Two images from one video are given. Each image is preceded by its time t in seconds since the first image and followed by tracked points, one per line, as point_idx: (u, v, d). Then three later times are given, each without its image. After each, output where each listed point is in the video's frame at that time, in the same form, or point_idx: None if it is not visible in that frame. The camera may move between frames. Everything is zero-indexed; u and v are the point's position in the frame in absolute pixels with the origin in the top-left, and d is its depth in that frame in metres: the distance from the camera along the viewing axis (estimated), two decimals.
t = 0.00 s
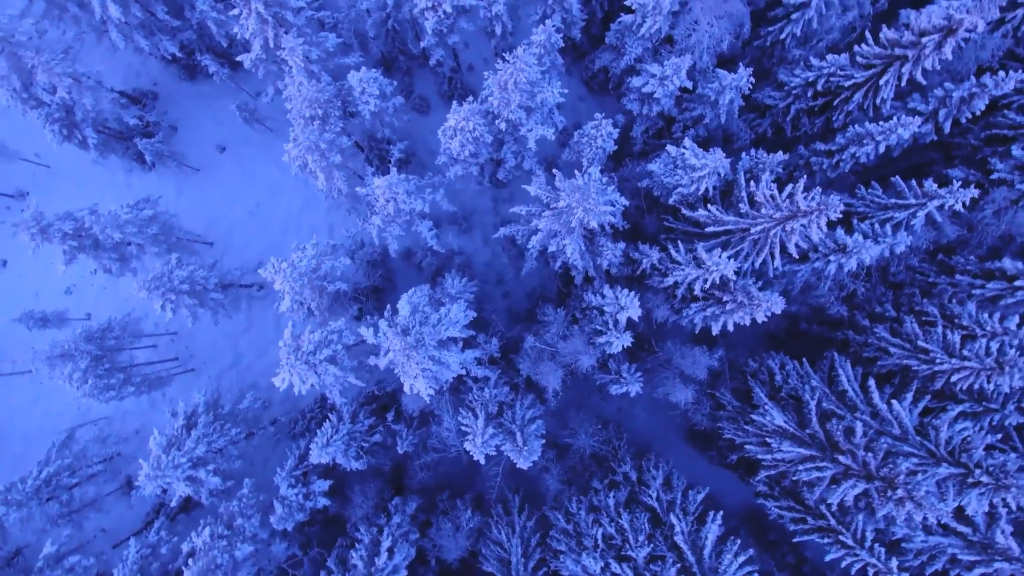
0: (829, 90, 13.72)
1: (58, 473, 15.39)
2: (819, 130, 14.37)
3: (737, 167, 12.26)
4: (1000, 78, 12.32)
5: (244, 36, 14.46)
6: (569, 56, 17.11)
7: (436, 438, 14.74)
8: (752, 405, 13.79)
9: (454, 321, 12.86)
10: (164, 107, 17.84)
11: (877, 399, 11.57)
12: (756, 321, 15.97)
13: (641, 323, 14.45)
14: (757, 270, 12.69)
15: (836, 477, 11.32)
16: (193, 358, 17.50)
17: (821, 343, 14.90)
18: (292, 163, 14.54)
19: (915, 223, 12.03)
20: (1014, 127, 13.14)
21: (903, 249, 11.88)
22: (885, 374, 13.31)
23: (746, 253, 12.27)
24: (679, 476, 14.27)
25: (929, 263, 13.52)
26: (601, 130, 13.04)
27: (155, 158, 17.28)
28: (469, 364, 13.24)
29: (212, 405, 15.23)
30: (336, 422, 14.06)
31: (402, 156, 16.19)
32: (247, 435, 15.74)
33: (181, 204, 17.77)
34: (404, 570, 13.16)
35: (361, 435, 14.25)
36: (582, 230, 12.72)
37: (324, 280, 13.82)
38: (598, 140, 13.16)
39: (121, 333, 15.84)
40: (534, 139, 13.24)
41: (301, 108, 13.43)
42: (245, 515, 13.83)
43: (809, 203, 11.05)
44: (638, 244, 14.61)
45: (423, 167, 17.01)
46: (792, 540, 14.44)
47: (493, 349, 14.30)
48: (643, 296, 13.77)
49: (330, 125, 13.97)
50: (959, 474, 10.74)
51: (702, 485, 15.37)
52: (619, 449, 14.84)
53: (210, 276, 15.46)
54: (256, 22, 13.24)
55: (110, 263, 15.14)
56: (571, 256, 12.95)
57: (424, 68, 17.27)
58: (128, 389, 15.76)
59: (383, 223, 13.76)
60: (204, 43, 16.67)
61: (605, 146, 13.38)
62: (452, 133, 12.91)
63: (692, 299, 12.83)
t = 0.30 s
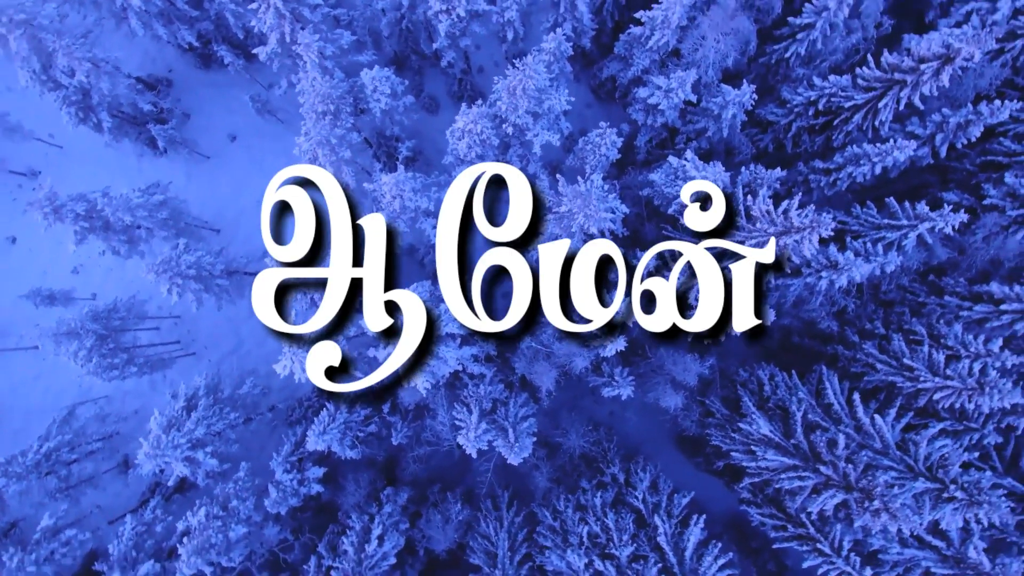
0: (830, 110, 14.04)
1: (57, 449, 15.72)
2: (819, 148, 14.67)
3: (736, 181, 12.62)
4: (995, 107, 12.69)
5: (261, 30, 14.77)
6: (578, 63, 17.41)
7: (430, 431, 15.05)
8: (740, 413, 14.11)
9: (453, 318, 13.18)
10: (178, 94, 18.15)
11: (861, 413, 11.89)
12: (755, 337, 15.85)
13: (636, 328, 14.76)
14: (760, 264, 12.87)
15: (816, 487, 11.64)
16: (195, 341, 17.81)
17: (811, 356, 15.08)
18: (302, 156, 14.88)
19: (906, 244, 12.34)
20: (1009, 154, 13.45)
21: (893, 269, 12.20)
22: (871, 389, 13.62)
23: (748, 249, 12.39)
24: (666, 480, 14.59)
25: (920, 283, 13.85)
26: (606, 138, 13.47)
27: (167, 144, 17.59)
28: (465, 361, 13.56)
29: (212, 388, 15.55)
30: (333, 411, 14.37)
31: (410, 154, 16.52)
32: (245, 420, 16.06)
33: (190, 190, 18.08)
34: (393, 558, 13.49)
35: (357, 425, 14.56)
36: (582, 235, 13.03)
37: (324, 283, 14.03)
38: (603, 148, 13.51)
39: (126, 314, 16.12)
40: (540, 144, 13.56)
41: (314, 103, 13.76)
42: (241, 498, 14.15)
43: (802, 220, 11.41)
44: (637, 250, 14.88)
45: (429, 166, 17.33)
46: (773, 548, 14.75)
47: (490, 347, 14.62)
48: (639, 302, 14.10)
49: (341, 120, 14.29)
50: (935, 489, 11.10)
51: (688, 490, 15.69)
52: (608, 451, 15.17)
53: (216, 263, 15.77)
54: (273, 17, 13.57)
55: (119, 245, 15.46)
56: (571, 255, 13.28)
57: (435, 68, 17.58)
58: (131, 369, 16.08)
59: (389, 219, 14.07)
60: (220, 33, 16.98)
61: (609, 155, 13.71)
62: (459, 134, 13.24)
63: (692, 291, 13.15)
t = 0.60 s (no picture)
0: (830, 131, 14.42)
1: (59, 421, 16.09)
2: (819, 167, 15.02)
3: (734, 196, 13.00)
4: (990, 137, 13.08)
5: (280, 23, 15.13)
6: (588, 71, 17.77)
7: (424, 423, 15.40)
8: (727, 422, 14.50)
9: (452, 314, 13.54)
10: (194, 80, 18.52)
11: (842, 427, 12.28)
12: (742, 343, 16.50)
13: (630, 334, 15.12)
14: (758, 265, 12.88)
15: (796, 496, 12.00)
16: (198, 324, 18.14)
17: (800, 370, 15.57)
18: (314, 148, 15.24)
19: (895, 266, 12.71)
20: (1002, 184, 13.79)
21: (880, 289, 12.58)
22: (856, 406, 13.98)
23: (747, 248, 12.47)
24: (651, 483, 14.96)
25: (909, 305, 14.22)
26: (610, 147, 13.75)
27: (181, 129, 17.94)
28: (462, 356, 13.91)
29: (213, 370, 15.91)
30: (331, 399, 14.72)
31: (419, 152, 16.87)
32: (244, 403, 16.42)
33: (201, 175, 18.42)
34: (381, 544, 13.79)
35: (353, 414, 14.90)
36: (582, 240, 13.39)
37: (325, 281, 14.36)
38: (607, 157, 13.87)
39: (133, 293, 16.45)
40: (546, 149, 13.92)
41: (328, 97, 14.12)
42: (236, 478, 14.50)
43: (795, 237, 11.79)
44: (636, 258, 15.27)
45: (437, 164, 17.69)
46: (753, 556, 15.11)
47: (486, 344, 14.98)
48: (634, 308, 14.46)
49: (354, 116, 14.64)
50: (909, 504, 11.49)
51: (673, 495, 16.05)
52: (597, 452, 15.54)
53: (224, 248, 16.13)
54: (294, 12, 13.94)
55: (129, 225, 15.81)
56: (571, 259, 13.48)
57: (447, 68, 17.95)
58: (135, 348, 16.42)
59: (395, 214, 14.42)
60: (239, 24, 17.35)
61: (612, 163, 14.08)
62: (468, 136, 13.63)
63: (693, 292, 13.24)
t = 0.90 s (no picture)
0: (830, 148, 14.75)
1: (61, 398, 16.41)
2: (817, 183, 15.32)
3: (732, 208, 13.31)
4: (984, 162, 13.41)
5: (296, 19, 15.48)
6: (596, 79, 18.10)
7: (418, 416, 15.71)
8: (715, 428, 14.83)
9: (452, 311, 13.86)
10: (208, 69, 18.84)
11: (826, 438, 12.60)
12: (736, 353, 16.71)
13: (625, 338, 15.44)
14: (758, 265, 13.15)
15: (778, 503, 12.32)
16: (201, 309, 18.43)
17: (791, 381, 15.87)
18: (323, 142, 15.57)
19: (886, 283, 13.01)
20: (995, 209, 14.11)
21: (870, 306, 12.89)
22: (842, 419, 14.30)
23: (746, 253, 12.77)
24: (639, 485, 15.27)
25: (899, 322, 14.55)
26: (613, 154, 14.07)
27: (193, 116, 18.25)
28: (459, 352, 14.23)
29: (215, 355, 16.23)
30: (329, 388, 15.04)
31: (426, 150, 17.19)
32: (244, 388, 16.75)
33: (210, 163, 18.73)
34: (372, 532, 14.07)
35: (350, 404, 15.21)
36: (582, 244, 13.70)
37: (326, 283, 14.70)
38: (609, 164, 14.20)
39: (139, 276, 16.76)
40: (550, 154, 14.25)
41: (340, 93, 14.45)
42: (233, 461, 14.83)
43: (789, 251, 12.12)
44: (634, 264, 15.59)
45: (443, 163, 18.03)
46: (735, 561, 15.42)
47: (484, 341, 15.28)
48: (629, 313, 14.78)
49: (364, 113, 14.96)
50: (886, 515, 11.78)
51: (660, 498, 16.37)
52: (587, 453, 15.87)
53: (231, 236, 16.44)
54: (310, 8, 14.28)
55: (139, 209, 16.11)
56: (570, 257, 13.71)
57: (457, 69, 18.29)
58: (138, 330, 16.72)
59: (400, 210, 14.74)
60: (256, 16, 17.69)
61: (615, 171, 14.41)
62: (475, 137, 13.96)
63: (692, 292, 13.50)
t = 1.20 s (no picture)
0: (829, 168, 15.05)
1: (64, 373, 16.74)
2: (815, 202, 15.63)
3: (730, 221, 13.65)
4: (978, 190, 13.73)
5: (315, 14, 15.83)
6: (605, 87, 18.46)
7: (413, 409, 16.03)
8: (703, 436, 15.16)
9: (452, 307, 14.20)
10: (224, 57, 19.18)
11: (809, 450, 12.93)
12: (727, 363, 16.97)
13: (619, 343, 15.77)
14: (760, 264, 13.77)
15: (759, 511, 12.65)
16: (206, 293, 18.74)
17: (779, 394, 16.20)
18: (335, 136, 15.90)
19: (876, 303, 13.33)
20: (988, 236, 14.44)
21: (859, 324, 13.22)
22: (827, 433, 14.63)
23: (749, 249, 13.44)
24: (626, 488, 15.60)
25: (888, 342, 14.89)
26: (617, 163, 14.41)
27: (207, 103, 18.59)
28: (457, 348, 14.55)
29: (217, 338, 16.56)
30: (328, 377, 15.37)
31: (435, 149, 17.52)
32: (244, 372, 17.09)
33: (221, 150, 19.05)
34: (363, 519, 14.39)
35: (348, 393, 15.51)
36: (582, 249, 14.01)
37: (324, 282, 14.79)
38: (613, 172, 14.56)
39: (147, 258, 17.08)
40: (556, 160, 14.60)
41: (354, 89, 14.80)
42: (231, 442, 15.17)
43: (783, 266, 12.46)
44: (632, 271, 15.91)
45: (451, 162, 18.37)
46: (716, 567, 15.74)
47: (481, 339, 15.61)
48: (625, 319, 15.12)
49: (377, 109, 15.30)
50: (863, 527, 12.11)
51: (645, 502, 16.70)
52: (576, 453, 16.20)
53: (239, 223, 16.76)
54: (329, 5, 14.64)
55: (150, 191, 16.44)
56: (572, 254, 14.11)
57: (470, 71, 18.64)
58: (144, 310, 17.04)
59: (406, 206, 15.07)
60: (275, 9, 18.05)
61: (618, 179, 14.75)
62: (483, 139, 14.33)
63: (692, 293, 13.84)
